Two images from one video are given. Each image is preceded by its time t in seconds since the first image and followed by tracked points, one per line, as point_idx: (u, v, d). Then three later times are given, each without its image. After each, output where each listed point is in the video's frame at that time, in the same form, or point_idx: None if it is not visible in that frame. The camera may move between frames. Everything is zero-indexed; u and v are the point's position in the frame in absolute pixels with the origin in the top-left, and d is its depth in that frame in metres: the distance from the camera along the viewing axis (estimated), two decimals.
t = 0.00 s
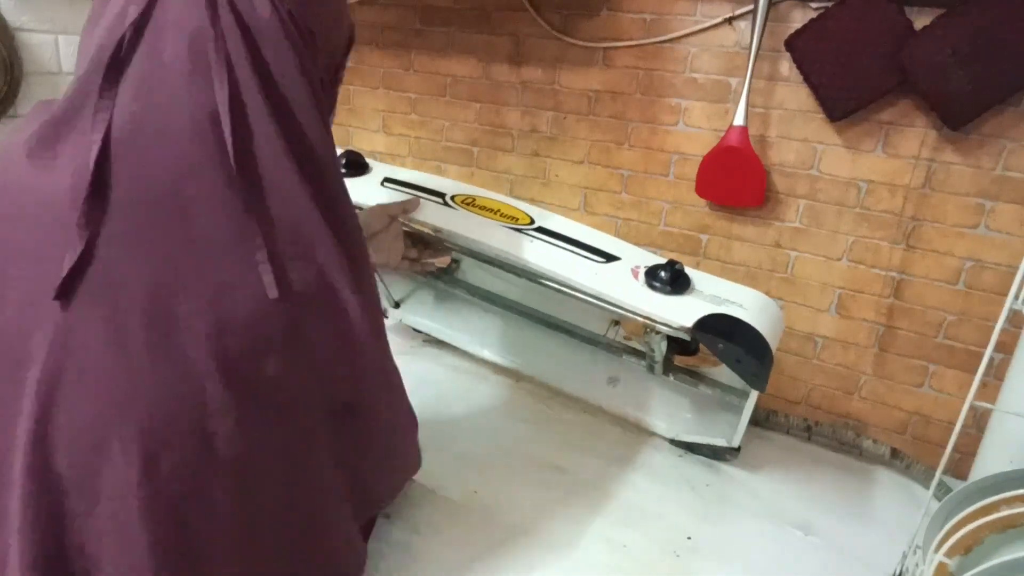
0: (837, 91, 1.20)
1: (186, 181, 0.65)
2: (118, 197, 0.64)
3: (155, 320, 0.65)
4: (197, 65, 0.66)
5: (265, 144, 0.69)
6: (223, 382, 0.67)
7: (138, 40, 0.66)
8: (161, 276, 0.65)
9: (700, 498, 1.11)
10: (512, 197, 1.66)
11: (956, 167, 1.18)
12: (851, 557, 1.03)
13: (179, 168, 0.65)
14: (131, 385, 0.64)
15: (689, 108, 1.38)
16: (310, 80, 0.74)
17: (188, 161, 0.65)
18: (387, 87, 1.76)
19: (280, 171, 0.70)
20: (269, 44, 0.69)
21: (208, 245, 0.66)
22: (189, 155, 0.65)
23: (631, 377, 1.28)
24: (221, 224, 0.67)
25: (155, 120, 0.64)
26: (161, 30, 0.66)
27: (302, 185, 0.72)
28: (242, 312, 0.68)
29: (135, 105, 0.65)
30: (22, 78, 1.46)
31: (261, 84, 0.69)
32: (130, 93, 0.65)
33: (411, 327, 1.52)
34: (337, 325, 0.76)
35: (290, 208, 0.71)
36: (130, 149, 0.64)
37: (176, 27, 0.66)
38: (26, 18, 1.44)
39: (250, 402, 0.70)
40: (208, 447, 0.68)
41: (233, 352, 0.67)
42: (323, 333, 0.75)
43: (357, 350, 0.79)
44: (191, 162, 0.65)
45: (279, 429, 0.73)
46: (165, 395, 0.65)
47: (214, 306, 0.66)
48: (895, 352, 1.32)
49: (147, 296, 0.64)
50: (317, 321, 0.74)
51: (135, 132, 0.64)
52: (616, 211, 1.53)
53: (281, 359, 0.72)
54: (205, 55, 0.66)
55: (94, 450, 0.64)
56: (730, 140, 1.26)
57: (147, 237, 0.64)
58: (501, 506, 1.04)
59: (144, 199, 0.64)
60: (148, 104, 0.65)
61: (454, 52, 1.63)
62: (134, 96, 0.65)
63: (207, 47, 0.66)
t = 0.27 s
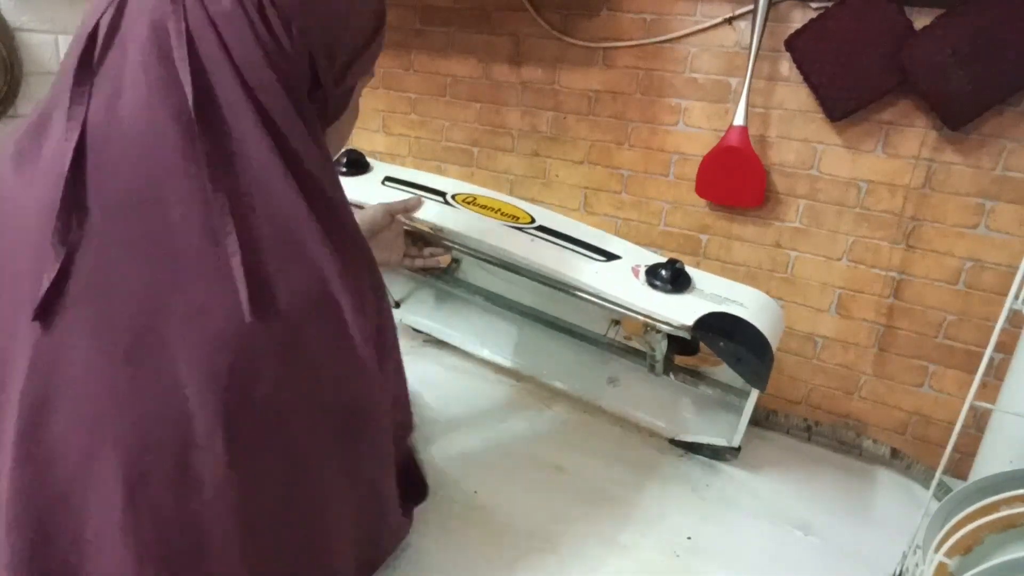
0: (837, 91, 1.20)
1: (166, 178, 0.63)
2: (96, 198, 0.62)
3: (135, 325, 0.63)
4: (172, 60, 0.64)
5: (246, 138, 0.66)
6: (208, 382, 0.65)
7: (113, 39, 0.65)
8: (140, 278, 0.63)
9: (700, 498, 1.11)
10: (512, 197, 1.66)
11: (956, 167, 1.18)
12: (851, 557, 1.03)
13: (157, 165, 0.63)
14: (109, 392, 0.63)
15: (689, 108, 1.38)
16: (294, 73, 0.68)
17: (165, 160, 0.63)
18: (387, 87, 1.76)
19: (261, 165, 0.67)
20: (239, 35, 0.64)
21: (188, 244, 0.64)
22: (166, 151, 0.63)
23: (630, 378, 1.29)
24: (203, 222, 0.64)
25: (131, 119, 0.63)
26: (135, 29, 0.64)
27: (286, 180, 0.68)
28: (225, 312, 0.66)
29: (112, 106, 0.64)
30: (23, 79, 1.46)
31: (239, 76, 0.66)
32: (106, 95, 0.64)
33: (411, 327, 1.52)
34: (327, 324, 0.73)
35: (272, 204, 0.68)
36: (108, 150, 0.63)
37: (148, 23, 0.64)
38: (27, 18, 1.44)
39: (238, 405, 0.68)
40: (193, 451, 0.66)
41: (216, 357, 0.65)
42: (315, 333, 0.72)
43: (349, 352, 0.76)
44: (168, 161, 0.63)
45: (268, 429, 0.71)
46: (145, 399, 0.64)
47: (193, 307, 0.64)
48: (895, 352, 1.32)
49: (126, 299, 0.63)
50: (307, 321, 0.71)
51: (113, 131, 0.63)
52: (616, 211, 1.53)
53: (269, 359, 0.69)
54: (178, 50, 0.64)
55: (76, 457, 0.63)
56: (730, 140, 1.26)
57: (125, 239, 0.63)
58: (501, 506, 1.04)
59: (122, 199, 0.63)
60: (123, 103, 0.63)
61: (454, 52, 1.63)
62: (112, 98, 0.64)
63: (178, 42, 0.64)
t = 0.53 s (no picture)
0: (837, 91, 1.20)
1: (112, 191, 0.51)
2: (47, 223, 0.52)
3: (76, 373, 0.50)
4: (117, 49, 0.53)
5: (199, 113, 0.54)
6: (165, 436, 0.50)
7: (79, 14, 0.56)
8: (84, 311, 0.51)
9: (700, 498, 1.11)
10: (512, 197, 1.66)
11: (956, 167, 1.18)
12: (851, 557, 1.03)
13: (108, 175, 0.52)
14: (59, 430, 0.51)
15: (689, 108, 1.38)
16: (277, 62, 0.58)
17: (117, 164, 0.51)
18: (387, 87, 1.76)
19: (217, 155, 0.54)
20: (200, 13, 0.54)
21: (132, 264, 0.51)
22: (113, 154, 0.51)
23: (631, 380, 1.28)
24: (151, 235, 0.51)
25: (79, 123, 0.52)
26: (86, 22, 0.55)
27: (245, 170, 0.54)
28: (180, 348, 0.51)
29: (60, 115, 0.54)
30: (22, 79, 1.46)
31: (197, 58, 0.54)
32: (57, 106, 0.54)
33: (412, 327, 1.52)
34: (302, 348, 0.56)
35: (229, 202, 0.54)
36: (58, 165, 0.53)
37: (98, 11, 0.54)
38: (26, 18, 1.43)
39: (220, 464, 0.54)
40: (161, 530, 0.52)
41: (168, 386, 0.50)
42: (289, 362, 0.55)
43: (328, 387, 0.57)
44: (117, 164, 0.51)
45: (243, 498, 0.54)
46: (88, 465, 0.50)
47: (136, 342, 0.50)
48: (895, 352, 1.32)
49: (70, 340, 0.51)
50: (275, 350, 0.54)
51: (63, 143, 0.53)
52: (616, 211, 1.53)
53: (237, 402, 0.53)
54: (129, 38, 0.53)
55: (38, 539, 0.52)
56: (730, 141, 1.26)
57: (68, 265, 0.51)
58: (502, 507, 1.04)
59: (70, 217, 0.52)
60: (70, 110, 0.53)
61: (453, 52, 1.62)
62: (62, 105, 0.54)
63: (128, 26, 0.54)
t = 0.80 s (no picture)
0: (837, 91, 1.20)
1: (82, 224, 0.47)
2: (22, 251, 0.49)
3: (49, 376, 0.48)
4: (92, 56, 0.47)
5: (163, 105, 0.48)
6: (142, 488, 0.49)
7: None
8: (61, 337, 0.48)
9: (699, 498, 1.11)
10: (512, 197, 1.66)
11: (956, 167, 1.18)
12: (851, 558, 1.03)
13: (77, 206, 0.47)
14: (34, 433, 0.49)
15: (689, 108, 1.38)
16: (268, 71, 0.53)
17: (81, 153, 0.47)
18: (387, 87, 1.76)
19: (196, 184, 0.48)
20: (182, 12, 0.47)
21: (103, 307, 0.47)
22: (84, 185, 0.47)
23: (631, 381, 1.27)
24: (124, 278, 0.47)
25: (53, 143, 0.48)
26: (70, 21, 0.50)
27: (232, 203, 0.48)
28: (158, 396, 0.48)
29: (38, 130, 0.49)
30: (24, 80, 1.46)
31: (176, 66, 0.48)
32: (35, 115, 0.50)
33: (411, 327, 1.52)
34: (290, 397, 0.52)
35: (211, 237, 0.49)
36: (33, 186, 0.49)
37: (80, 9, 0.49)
38: (27, 18, 1.44)
39: (202, 494, 0.52)
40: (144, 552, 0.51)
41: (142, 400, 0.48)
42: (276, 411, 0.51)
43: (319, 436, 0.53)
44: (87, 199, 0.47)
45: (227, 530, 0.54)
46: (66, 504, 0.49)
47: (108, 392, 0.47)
48: (894, 352, 1.32)
49: (48, 367, 0.48)
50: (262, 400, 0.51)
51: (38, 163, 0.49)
52: (616, 211, 1.53)
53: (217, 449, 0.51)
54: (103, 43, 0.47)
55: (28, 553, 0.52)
56: (730, 141, 1.26)
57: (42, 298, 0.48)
58: (502, 507, 1.04)
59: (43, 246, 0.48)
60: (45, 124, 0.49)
61: (454, 52, 1.63)
62: (39, 116, 0.50)
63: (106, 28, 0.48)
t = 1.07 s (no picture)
0: (837, 91, 1.20)
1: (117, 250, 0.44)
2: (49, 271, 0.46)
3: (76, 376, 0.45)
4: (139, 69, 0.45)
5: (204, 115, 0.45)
6: (167, 531, 0.45)
7: None
8: (89, 336, 0.45)
9: (700, 498, 1.11)
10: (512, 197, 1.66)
11: (956, 167, 1.18)
12: (852, 558, 1.02)
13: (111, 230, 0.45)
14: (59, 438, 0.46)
15: (689, 108, 1.38)
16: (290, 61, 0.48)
17: (120, 143, 0.44)
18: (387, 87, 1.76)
19: (239, 213, 0.46)
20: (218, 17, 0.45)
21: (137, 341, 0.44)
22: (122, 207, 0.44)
23: (631, 381, 1.28)
24: (158, 310, 0.44)
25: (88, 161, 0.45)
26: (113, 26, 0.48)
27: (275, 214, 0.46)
28: (186, 434, 0.46)
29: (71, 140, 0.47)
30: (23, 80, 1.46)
31: (217, 70, 0.46)
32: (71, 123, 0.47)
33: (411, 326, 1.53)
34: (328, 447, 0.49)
35: (250, 245, 0.46)
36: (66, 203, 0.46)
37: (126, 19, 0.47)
38: (27, 18, 1.44)
39: (225, 512, 0.48)
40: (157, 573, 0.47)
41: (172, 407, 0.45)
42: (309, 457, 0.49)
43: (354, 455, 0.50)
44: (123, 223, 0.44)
45: None
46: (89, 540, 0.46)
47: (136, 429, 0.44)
48: (895, 352, 1.32)
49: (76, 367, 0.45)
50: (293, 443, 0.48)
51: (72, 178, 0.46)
52: (616, 211, 1.53)
53: (246, 466, 0.48)
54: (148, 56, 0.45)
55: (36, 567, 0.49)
56: (730, 141, 1.26)
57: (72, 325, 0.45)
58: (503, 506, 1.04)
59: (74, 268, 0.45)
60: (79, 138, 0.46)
61: (454, 52, 1.63)
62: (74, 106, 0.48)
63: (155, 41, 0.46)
